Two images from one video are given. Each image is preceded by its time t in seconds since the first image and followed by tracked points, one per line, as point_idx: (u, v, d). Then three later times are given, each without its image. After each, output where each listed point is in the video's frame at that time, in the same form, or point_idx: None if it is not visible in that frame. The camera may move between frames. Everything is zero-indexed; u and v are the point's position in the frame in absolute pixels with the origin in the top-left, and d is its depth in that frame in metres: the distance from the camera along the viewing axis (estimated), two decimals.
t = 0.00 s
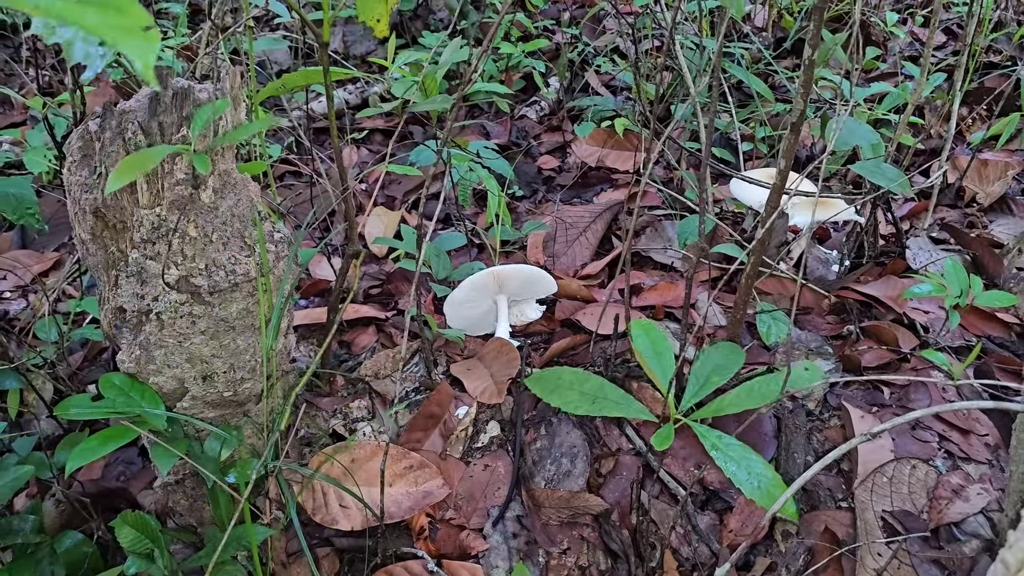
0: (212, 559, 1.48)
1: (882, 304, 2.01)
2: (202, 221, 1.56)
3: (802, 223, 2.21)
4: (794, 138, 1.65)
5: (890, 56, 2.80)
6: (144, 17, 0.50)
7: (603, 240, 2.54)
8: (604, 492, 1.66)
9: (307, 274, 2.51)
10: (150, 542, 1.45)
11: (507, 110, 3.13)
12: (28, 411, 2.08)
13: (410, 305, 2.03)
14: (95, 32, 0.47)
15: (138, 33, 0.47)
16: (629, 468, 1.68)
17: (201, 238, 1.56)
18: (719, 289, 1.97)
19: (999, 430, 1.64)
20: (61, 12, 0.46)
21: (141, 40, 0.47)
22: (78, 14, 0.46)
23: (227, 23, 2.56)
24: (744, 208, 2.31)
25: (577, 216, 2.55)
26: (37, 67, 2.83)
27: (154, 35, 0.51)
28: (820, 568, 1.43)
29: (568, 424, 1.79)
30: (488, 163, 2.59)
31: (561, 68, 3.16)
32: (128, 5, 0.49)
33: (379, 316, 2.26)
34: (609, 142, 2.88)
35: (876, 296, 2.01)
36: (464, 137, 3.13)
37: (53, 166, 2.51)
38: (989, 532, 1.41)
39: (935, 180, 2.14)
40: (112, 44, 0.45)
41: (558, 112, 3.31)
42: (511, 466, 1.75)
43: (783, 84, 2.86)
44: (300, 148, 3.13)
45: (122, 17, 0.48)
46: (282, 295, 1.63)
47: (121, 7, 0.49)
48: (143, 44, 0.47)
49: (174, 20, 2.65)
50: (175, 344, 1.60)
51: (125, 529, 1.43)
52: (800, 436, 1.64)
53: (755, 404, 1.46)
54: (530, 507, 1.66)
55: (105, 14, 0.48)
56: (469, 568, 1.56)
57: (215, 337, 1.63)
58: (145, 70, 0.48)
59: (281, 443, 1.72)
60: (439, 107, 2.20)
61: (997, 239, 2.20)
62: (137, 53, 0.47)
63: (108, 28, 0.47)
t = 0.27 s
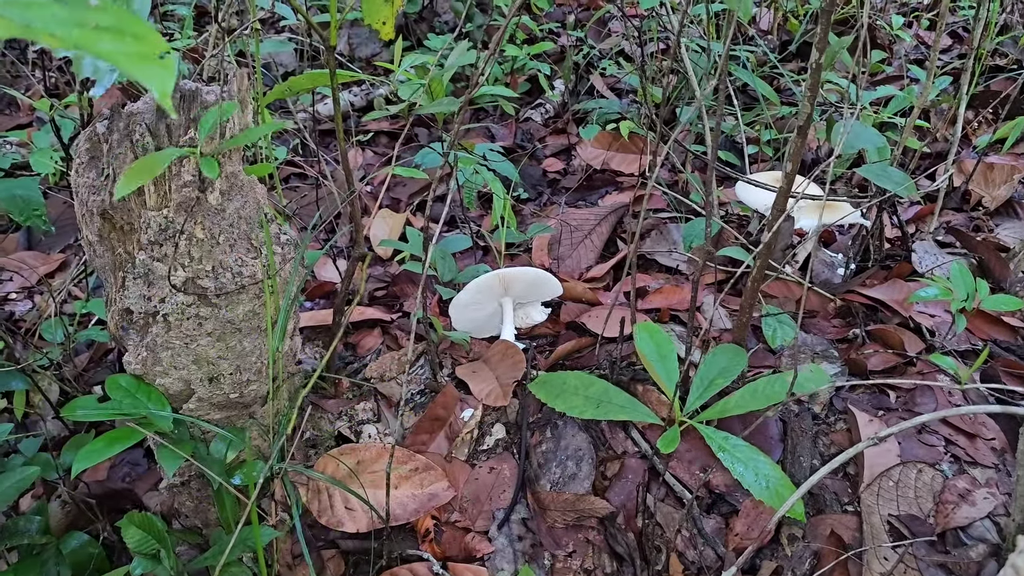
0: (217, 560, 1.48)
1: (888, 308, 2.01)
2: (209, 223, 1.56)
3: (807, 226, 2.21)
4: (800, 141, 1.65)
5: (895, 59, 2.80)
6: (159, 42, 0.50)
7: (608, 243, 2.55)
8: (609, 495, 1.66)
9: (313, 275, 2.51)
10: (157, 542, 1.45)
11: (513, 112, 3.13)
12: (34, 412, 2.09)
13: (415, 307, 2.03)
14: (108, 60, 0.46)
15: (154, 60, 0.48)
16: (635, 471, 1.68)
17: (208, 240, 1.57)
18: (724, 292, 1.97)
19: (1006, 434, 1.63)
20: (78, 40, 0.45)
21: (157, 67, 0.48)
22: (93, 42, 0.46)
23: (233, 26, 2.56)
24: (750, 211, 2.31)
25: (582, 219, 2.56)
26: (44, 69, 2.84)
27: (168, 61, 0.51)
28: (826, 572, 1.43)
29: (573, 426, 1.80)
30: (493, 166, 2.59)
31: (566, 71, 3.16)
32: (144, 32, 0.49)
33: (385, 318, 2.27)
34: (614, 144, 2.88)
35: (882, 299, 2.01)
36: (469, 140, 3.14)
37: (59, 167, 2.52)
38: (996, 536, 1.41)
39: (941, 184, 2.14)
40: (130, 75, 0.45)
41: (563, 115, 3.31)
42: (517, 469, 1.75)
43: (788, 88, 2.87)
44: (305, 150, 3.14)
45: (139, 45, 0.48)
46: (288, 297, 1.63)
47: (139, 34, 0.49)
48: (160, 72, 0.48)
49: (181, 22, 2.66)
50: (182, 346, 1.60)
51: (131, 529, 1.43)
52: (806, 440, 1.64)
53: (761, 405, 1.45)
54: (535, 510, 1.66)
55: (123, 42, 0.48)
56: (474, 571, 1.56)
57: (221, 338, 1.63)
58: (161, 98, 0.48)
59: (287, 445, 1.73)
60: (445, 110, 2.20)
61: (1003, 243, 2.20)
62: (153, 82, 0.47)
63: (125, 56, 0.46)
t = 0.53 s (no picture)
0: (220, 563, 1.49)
1: (891, 312, 2.01)
2: (214, 226, 1.57)
3: (811, 230, 2.21)
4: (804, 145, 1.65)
5: (899, 63, 2.80)
6: (173, 49, 0.52)
7: (611, 246, 2.55)
8: (612, 498, 1.66)
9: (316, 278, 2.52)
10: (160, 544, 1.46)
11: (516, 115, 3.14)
12: (39, 413, 2.10)
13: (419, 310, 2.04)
14: (125, 68, 0.48)
15: (170, 69, 0.49)
16: (638, 474, 1.68)
17: (213, 242, 1.57)
18: (728, 296, 1.97)
19: (1009, 439, 1.63)
20: (96, 48, 0.47)
21: (172, 75, 0.49)
22: (111, 51, 0.47)
23: (238, 28, 2.57)
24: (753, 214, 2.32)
25: (585, 222, 2.56)
26: (49, 71, 2.85)
27: (182, 66, 0.52)
28: None
29: (576, 429, 1.80)
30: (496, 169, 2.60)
31: (569, 74, 3.17)
32: (159, 38, 0.51)
33: (388, 320, 2.27)
34: (617, 147, 2.88)
35: (885, 303, 2.01)
36: (473, 142, 3.15)
37: (64, 169, 2.53)
38: (999, 541, 1.41)
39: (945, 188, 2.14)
40: (148, 83, 0.47)
41: (566, 118, 3.32)
42: (520, 472, 1.75)
43: (792, 91, 2.87)
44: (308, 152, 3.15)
45: (155, 52, 0.49)
46: (293, 299, 1.64)
47: (155, 40, 0.50)
48: (176, 79, 0.49)
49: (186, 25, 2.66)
50: (186, 348, 1.61)
51: (134, 532, 1.44)
52: (809, 443, 1.64)
53: (764, 410, 1.45)
54: (538, 513, 1.67)
55: (139, 49, 0.49)
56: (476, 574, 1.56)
57: (226, 341, 1.64)
58: (177, 104, 0.50)
59: (291, 448, 1.73)
60: (449, 113, 2.20)
61: (1007, 247, 2.20)
62: (170, 88, 0.49)
63: (141, 64, 0.48)
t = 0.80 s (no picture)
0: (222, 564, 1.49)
1: (893, 315, 2.01)
2: (217, 228, 1.57)
3: (813, 234, 2.22)
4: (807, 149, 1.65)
5: (900, 66, 2.81)
6: (183, 44, 0.52)
7: (612, 249, 2.55)
8: (613, 501, 1.66)
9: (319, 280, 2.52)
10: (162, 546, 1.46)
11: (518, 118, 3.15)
12: (41, 415, 2.10)
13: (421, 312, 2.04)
14: (139, 63, 0.48)
15: (182, 62, 0.49)
16: (639, 477, 1.68)
17: (215, 244, 1.57)
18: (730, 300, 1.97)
19: (1011, 443, 1.63)
20: (110, 43, 0.47)
21: (185, 69, 0.49)
22: (124, 46, 0.47)
23: (241, 31, 2.58)
24: (755, 218, 2.32)
25: (587, 225, 2.56)
26: (53, 73, 2.85)
27: (192, 59, 0.53)
28: None
29: (578, 432, 1.80)
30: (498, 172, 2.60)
31: (572, 77, 3.17)
32: (170, 34, 0.51)
33: (390, 323, 2.27)
34: (619, 150, 2.89)
35: (887, 306, 2.01)
36: (475, 145, 3.16)
37: (67, 171, 2.53)
38: (1001, 545, 1.41)
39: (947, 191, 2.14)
40: (162, 78, 0.47)
41: (568, 120, 3.33)
42: (521, 474, 1.76)
43: (794, 94, 2.87)
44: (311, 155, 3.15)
45: (167, 47, 0.50)
46: (295, 302, 1.64)
47: (165, 36, 0.51)
48: (188, 74, 0.49)
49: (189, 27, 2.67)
50: (189, 350, 1.61)
51: (135, 534, 1.44)
52: (811, 447, 1.65)
53: (766, 414, 1.45)
54: (540, 516, 1.67)
55: (151, 44, 0.49)
56: None
57: (228, 343, 1.64)
58: (189, 99, 0.50)
59: (293, 450, 1.74)
60: (452, 116, 2.21)
61: (1009, 251, 2.20)
62: (183, 83, 0.49)
63: (154, 59, 0.48)
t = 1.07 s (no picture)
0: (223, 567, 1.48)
1: (896, 319, 2.01)
2: (220, 231, 1.57)
3: (815, 237, 2.21)
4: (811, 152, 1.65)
5: (903, 70, 2.81)
6: (185, 53, 0.53)
7: (615, 252, 2.55)
8: (615, 505, 1.66)
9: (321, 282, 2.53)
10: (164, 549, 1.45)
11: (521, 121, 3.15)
12: (44, 417, 2.10)
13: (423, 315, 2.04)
14: (139, 70, 0.48)
15: (181, 71, 0.50)
16: (641, 481, 1.68)
17: (218, 247, 1.58)
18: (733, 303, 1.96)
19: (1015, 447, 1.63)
20: (110, 49, 0.47)
21: (184, 79, 0.50)
22: (125, 53, 0.48)
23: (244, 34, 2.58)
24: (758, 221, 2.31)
25: (589, 228, 2.56)
26: (56, 76, 2.86)
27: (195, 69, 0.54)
28: None
29: (580, 436, 1.80)
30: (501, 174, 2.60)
31: (574, 80, 3.17)
32: (173, 42, 0.52)
33: (392, 325, 2.28)
34: (622, 153, 2.89)
35: (889, 310, 2.01)
36: (478, 148, 3.16)
37: (70, 173, 2.54)
38: (1004, 550, 1.41)
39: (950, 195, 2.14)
40: (161, 85, 0.48)
41: (571, 123, 3.33)
42: (523, 478, 1.76)
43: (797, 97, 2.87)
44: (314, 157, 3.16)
45: (168, 54, 0.50)
46: (297, 305, 1.65)
47: (166, 44, 0.51)
48: (187, 83, 0.50)
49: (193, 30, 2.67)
50: (191, 353, 1.61)
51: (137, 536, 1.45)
52: (814, 451, 1.64)
53: (767, 417, 1.46)
54: (542, 519, 1.67)
55: (152, 52, 0.50)
56: None
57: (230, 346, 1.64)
58: (187, 106, 0.51)
59: (295, 453, 1.74)
60: (455, 119, 2.21)
61: (1012, 254, 2.19)
62: (181, 91, 0.49)
63: (154, 68, 0.49)
